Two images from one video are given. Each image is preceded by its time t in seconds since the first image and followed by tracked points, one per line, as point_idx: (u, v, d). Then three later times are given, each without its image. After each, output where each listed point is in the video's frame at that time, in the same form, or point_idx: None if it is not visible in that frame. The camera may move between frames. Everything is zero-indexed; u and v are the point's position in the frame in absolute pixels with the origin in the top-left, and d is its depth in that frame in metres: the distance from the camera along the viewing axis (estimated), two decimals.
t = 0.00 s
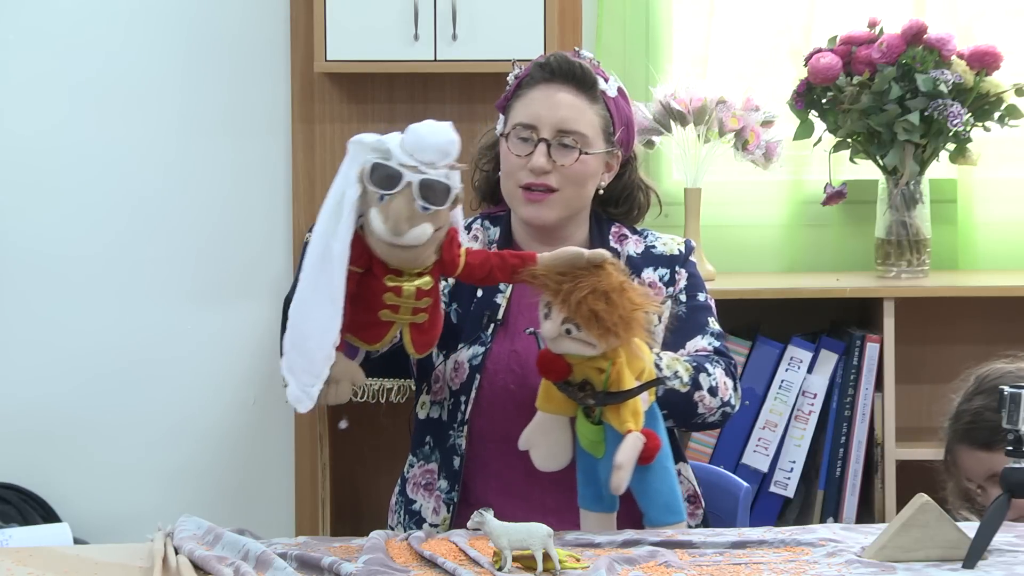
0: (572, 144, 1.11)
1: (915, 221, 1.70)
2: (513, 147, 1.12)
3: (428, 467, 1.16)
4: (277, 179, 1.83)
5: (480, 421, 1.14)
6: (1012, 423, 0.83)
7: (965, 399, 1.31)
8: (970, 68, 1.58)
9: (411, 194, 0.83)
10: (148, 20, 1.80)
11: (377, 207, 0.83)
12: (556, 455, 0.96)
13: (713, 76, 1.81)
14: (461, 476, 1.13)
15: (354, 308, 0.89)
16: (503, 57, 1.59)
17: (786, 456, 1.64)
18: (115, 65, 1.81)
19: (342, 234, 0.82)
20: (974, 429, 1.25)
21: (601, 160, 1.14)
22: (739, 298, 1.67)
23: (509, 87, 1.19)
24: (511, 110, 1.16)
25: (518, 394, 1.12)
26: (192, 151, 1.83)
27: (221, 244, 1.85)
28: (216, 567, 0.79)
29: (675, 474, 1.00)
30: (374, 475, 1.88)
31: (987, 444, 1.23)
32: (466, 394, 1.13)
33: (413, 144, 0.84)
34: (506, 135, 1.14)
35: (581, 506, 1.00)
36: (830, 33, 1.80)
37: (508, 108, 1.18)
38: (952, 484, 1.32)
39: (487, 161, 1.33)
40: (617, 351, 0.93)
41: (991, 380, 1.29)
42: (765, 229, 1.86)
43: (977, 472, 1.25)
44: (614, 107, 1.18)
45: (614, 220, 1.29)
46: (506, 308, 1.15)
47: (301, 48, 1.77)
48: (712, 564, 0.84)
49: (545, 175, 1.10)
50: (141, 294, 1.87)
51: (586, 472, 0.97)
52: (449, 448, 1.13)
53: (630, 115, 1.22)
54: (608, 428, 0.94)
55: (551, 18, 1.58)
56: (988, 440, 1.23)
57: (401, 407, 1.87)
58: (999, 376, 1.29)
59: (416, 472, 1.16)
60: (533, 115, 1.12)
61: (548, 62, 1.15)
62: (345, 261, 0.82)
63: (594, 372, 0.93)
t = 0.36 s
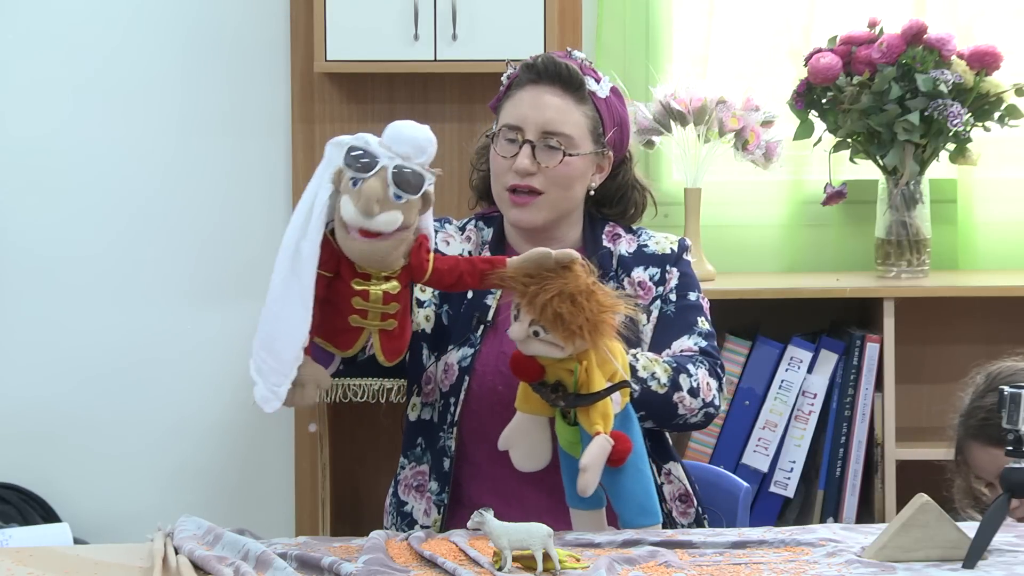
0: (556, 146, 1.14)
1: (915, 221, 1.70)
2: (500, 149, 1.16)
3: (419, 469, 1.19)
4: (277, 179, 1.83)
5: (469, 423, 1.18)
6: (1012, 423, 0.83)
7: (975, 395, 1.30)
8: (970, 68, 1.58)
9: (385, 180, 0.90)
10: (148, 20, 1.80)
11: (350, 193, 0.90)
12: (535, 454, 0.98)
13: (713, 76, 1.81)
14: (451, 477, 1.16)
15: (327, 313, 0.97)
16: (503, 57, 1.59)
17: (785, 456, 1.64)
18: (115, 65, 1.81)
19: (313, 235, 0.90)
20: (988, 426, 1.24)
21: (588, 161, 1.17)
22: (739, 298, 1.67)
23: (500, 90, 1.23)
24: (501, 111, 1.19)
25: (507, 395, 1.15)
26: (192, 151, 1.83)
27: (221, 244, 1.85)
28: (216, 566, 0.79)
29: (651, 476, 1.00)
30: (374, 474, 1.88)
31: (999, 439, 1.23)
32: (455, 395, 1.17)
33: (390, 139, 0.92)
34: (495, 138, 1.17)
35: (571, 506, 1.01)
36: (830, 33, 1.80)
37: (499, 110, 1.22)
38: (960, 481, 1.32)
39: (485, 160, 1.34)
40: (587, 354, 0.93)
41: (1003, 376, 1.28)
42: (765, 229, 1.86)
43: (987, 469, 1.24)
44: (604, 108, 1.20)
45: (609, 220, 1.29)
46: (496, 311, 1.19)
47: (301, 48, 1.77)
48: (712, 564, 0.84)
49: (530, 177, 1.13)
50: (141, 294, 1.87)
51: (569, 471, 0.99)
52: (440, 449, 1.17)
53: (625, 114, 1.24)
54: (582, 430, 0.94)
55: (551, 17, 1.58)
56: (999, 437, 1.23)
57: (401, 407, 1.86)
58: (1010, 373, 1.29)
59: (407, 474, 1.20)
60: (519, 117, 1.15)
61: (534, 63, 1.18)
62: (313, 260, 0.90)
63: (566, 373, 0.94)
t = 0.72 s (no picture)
0: (552, 146, 1.14)
1: (915, 221, 1.70)
2: (497, 149, 1.16)
3: (417, 469, 1.20)
4: (277, 179, 1.83)
5: (466, 423, 1.18)
6: (1012, 423, 0.83)
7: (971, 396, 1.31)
8: (970, 68, 1.58)
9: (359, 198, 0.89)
10: (148, 20, 1.80)
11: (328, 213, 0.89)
12: (534, 454, 0.98)
13: (713, 75, 1.81)
14: (449, 477, 1.16)
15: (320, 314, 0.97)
16: (503, 57, 1.59)
17: (785, 456, 1.64)
18: (115, 65, 1.81)
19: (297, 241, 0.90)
20: (982, 427, 1.25)
21: (584, 161, 1.17)
22: (739, 298, 1.67)
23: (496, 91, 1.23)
24: (498, 111, 1.19)
25: (503, 394, 1.16)
26: (192, 151, 1.83)
27: (221, 244, 1.85)
28: (216, 567, 0.79)
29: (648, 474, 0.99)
30: (374, 474, 1.88)
31: (994, 440, 1.23)
32: (452, 395, 1.17)
33: (362, 150, 0.89)
34: (491, 139, 1.17)
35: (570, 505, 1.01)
36: (830, 33, 1.80)
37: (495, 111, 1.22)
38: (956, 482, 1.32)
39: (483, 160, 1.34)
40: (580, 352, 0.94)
41: (999, 378, 1.28)
42: (765, 229, 1.86)
43: (982, 470, 1.25)
44: (600, 109, 1.20)
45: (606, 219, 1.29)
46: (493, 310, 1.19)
47: (301, 48, 1.77)
48: (712, 564, 0.84)
49: (526, 177, 1.14)
50: (141, 294, 1.87)
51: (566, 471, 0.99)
52: (437, 448, 1.17)
53: (622, 114, 1.24)
54: (578, 428, 0.94)
55: (551, 17, 1.58)
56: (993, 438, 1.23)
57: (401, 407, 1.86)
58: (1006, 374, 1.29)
59: (404, 474, 1.20)
60: (515, 117, 1.15)
61: (530, 64, 1.18)
62: (295, 265, 0.90)
63: (560, 371, 0.94)
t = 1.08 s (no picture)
0: (553, 146, 1.14)
1: (915, 221, 1.70)
2: (498, 150, 1.16)
3: (420, 469, 1.19)
4: (277, 179, 1.83)
5: (470, 424, 1.18)
6: (1012, 423, 0.84)
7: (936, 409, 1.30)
8: (970, 68, 1.58)
9: (361, 170, 0.93)
10: (148, 21, 1.81)
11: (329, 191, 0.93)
12: (535, 452, 0.98)
13: (713, 76, 1.81)
14: (451, 477, 1.16)
15: (320, 312, 0.99)
16: (503, 57, 1.59)
17: (785, 456, 1.64)
18: (115, 65, 1.81)
19: (294, 234, 0.94)
20: (947, 440, 1.24)
21: (585, 161, 1.17)
22: (739, 298, 1.67)
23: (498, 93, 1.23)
24: (499, 112, 1.20)
25: (507, 395, 1.16)
26: (192, 151, 1.83)
27: (221, 244, 1.85)
28: (216, 566, 0.79)
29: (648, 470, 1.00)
30: (375, 474, 1.88)
31: (960, 452, 1.22)
32: (456, 395, 1.17)
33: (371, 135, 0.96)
34: (493, 140, 1.18)
35: (569, 504, 1.01)
36: (830, 33, 1.80)
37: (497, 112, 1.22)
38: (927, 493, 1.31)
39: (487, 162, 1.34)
40: (582, 348, 0.94)
41: (963, 390, 1.27)
42: (766, 229, 1.86)
43: (950, 482, 1.24)
44: (602, 109, 1.20)
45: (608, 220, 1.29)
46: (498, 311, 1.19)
47: (301, 48, 1.77)
48: (712, 564, 0.84)
49: (527, 177, 1.14)
50: (141, 294, 1.87)
51: (566, 467, 0.99)
52: (440, 449, 1.17)
53: (624, 115, 1.24)
54: (579, 424, 0.95)
55: (551, 17, 1.58)
56: (960, 450, 1.22)
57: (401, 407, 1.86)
58: (971, 384, 1.28)
59: (407, 474, 1.20)
60: (516, 118, 1.15)
61: (530, 65, 1.18)
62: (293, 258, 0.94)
63: (561, 367, 0.94)
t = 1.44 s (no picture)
0: (555, 144, 1.14)
1: (915, 221, 1.70)
2: (501, 149, 1.16)
3: (421, 466, 1.19)
4: (277, 179, 1.83)
5: (472, 420, 1.18)
6: (1012, 421, 0.87)
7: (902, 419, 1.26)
8: (970, 68, 1.58)
9: (352, 193, 0.92)
10: (148, 21, 1.81)
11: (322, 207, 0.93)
12: (535, 451, 0.98)
13: (713, 76, 1.81)
14: (452, 475, 1.16)
15: (318, 312, 0.99)
16: (504, 57, 1.59)
17: (785, 456, 1.64)
18: (116, 65, 1.81)
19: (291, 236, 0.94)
20: (913, 454, 1.20)
21: (587, 160, 1.17)
22: (739, 298, 1.67)
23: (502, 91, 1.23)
24: (503, 111, 1.20)
25: (508, 392, 1.16)
26: (192, 150, 1.83)
27: (221, 244, 1.85)
28: (216, 567, 0.79)
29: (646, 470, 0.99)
30: (374, 474, 1.88)
31: (927, 467, 1.18)
32: (457, 392, 1.17)
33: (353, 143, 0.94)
34: (496, 138, 1.18)
35: (568, 504, 1.01)
36: (830, 33, 1.80)
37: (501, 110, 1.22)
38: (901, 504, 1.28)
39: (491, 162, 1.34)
40: (579, 346, 0.94)
41: (928, 402, 1.22)
42: (766, 229, 1.86)
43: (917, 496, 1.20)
44: (606, 108, 1.20)
45: (613, 220, 1.29)
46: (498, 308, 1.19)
47: (300, 48, 1.77)
48: (712, 564, 0.84)
49: (529, 176, 1.14)
50: (141, 294, 1.87)
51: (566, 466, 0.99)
52: (441, 447, 1.17)
53: (628, 114, 1.24)
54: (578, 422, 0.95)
55: (551, 18, 1.58)
56: (927, 464, 1.18)
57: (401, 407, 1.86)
58: (935, 396, 1.23)
59: (409, 471, 1.20)
60: (518, 116, 1.16)
61: (533, 63, 1.19)
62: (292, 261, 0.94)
63: (559, 365, 0.94)
